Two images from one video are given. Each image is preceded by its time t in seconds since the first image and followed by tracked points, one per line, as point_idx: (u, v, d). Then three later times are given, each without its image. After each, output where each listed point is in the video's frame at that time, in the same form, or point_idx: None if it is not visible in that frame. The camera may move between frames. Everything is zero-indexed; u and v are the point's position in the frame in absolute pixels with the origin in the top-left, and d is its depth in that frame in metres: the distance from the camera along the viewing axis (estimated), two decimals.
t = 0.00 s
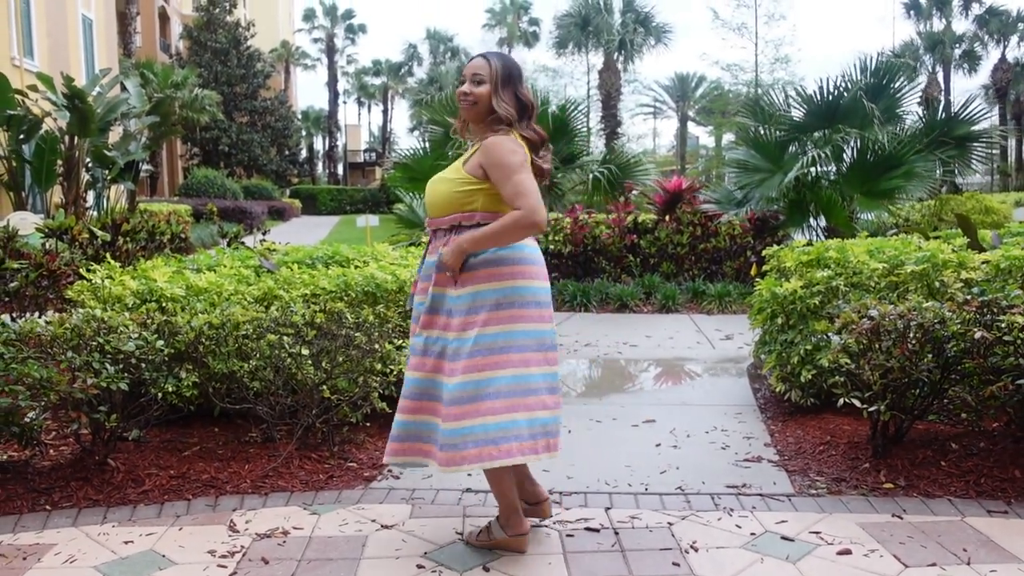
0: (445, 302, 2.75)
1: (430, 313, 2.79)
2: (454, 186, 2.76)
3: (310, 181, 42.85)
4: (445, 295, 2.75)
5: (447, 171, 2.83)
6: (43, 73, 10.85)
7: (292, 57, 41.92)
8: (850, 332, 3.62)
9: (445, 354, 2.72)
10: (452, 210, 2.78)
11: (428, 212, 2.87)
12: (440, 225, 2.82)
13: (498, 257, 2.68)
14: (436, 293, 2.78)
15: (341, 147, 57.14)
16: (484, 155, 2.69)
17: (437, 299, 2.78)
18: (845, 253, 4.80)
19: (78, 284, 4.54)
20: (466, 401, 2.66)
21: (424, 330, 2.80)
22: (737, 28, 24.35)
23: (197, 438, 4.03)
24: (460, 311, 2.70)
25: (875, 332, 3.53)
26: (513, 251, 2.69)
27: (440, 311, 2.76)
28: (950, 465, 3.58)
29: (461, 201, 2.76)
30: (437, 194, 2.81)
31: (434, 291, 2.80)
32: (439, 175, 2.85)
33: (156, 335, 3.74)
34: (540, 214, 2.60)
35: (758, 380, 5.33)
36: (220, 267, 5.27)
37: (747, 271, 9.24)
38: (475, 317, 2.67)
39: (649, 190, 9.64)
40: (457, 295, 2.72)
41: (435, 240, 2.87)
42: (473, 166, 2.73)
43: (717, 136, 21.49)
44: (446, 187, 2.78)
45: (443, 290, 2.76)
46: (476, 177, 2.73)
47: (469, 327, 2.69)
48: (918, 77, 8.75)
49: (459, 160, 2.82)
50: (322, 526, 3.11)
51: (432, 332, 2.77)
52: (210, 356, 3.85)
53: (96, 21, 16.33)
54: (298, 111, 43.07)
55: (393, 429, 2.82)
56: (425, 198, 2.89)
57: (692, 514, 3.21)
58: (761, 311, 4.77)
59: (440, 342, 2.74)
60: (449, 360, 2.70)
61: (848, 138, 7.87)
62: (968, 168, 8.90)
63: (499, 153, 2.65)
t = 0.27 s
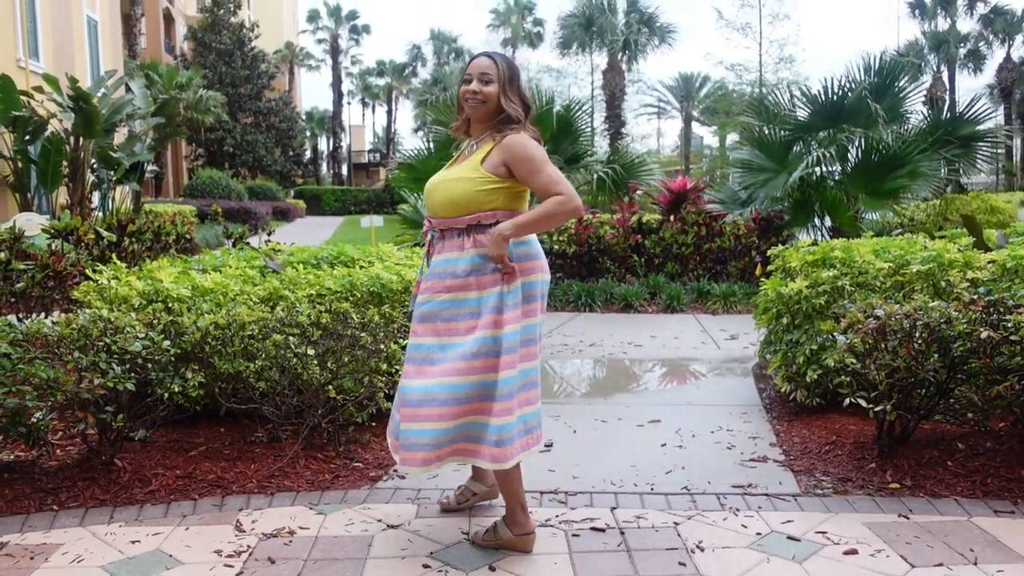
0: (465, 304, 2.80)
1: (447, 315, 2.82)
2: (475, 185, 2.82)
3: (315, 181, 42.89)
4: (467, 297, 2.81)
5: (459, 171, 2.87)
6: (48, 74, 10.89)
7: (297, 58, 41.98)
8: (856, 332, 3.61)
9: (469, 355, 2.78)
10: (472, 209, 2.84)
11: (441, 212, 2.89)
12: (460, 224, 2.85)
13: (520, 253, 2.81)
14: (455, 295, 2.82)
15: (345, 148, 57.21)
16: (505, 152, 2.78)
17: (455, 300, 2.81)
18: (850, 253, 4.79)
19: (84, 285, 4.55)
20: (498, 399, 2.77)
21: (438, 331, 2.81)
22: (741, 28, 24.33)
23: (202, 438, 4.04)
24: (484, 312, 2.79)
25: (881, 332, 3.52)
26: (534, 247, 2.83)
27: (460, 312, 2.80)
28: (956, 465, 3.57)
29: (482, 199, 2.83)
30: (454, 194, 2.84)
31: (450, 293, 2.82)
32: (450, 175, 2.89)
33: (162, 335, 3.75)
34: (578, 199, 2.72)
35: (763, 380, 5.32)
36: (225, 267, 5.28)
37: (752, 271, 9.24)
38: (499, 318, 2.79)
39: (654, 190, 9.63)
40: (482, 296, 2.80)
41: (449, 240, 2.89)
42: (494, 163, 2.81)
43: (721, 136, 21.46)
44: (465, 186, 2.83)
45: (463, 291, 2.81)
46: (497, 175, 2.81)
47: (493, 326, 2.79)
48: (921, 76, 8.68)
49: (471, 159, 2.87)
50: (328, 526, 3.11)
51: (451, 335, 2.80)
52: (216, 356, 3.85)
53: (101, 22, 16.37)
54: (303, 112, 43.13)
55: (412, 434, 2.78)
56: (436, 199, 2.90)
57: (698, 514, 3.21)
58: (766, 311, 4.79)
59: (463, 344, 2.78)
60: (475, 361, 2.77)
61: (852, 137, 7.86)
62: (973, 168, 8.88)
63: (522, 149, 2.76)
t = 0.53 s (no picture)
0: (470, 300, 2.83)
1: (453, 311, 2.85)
2: (484, 185, 2.87)
3: (320, 182, 42.96)
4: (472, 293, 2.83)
5: (465, 171, 2.90)
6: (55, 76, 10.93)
7: (302, 58, 42.05)
8: (863, 332, 3.59)
9: (475, 350, 2.79)
10: (479, 209, 2.88)
11: (446, 211, 2.91)
12: (467, 223, 2.90)
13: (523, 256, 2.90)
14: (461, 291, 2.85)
15: (351, 148, 57.29)
16: (513, 154, 2.85)
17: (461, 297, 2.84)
18: (857, 252, 4.78)
19: (91, 285, 4.57)
20: (503, 392, 2.77)
21: (446, 328, 2.84)
22: (746, 28, 24.30)
23: (209, 438, 4.05)
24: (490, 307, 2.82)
25: (887, 332, 3.50)
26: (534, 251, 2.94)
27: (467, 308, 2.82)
28: (964, 465, 3.56)
29: (490, 199, 2.88)
30: (462, 193, 2.88)
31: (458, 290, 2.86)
32: (455, 174, 2.91)
33: (170, 335, 3.75)
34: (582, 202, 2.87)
35: (769, 379, 5.31)
36: (231, 267, 5.29)
37: (757, 270, 9.22)
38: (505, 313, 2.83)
39: (659, 189, 9.61)
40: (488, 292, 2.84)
41: (455, 237, 2.92)
42: (502, 164, 2.87)
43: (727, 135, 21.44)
44: (473, 186, 2.87)
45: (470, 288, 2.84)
46: (505, 175, 2.88)
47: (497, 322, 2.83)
48: (928, 75, 8.68)
49: (476, 160, 2.92)
50: (335, 526, 3.12)
51: (457, 330, 2.82)
52: (222, 357, 3.85)
53: (107, 23, 16.43)
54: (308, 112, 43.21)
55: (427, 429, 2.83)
56: (441, 197, 2.92)
57: (705, 514, 3.20)
58: (772, 311, 4.78)
59: (471, 340, 2.80)
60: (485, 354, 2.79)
61: (859, 136, 7.84)
62: (979, 167, 8.84)
63: (531, 152, 2.84)
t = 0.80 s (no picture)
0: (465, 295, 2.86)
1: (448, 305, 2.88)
2: (490, 186, 2.92)
3: (327, 182, 43.01)
4: (467, 288, 2.87)
5: (471, 172, 2.97)
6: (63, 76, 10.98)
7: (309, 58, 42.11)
8: (872, 330, 3.57)
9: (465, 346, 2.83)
10: (487, 209, 2.94)
11: (456, 212, 2.98)
12: (475, 224, 2.95)
13: (522, 262, 2.97)
14: (457, 287, 2.88)
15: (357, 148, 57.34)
16: (517, 155, 2.91)
17: (456, 292, 2.87)
18: (866, 251, 4.77)
19: (100, 285, 4.59)
20: (492, 385, 2.78)
21: (440, 322, 2.89)
22: (753, 26, 24.25)
23: (218, 438, 4.06)
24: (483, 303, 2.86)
25: (897, 330, 3.50)
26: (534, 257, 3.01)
27: (461, 303, 2.86)
28: (975, 463, 3.54)
29: (496, 201, 2.93)
30: (469, 194, 2.94)
31: (454, 286, 2.89)
32: (462, 176, 2.97)
33: (178, 335, 3.76)
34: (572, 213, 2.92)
35: (778, 378, 5.29)
36: (239, 267, 5.31)
37: (766, 269, 9.19)
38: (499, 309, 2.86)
39: (667, 188, 9.59)
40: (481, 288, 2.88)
41: (461, 238, 2.99)
42: (506, 168, 2.93)
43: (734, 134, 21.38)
44: (480, 186, 2.93)
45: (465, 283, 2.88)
46: (510, 177, 2.93)
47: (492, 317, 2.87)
48: (937, 73, 8.62)
49: (482, 162, 2.98)
50: (345, 524, 3.12)
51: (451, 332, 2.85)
52: (231, 356, 3.86)
53: (115, 23, 16.48)
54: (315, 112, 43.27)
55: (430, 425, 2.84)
56: (449, 198, 2.99)
57: (714, 513, 3.20)
58: (780, 309, 4.79)
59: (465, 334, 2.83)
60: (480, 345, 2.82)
61: (867, 133, 7.81)
62: (989, 164, 8.79)
63: (534, 153, 2.90)
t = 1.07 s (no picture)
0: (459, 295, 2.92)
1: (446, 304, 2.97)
2: (500, 185, 2.92)
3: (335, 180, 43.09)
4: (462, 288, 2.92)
5: (480, 172, 2.97)
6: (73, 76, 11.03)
7: (317, 57, 42.15)
8: (881, 328, 3.56)
9: (455, 343, 2.89)
10: (497, 208, 2.93)
11: (466, 211, 2.98)
12: (485, 223, 2.95)
13: (527, 263, 2.96)
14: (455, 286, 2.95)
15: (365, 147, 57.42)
16: (524, 155, 2.91)
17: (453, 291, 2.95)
18: (875, 248, 4.75)
19: (110, 284, 4.61)
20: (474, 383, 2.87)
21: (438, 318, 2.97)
22: (762, 23, 24.15)
23: (227, 436, 4.07)
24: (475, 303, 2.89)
25: (907, 328, 3.47)
26: (542, 257, 3.01)
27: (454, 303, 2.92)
28: (985, 462, 3.52)
29: (503, 201, 2.93)
30: (479, 193, 2.94)
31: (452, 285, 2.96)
32: (472, 175, 2.98)
33: (187, 333, 3.77)
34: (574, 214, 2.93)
35: (787, 376, 5.28)
36: (248, 265, 5.32)
37: (774, 267, 9.16)
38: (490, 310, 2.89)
39: (675, 186, 9.57)
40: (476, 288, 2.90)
41: (470, 236, 2.99)
42: (513, 168, 2.93)
43: (743, 131, 21.31)
44: (489, 185, 2.93)
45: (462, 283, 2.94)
46: (518, 176, 2.93)
47: (485, 316, 2.90)
48: (946, 70, 8.56)
49: (491, 162, 2.98)
50: (353, 522, 3.13)
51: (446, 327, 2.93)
52: (239, 353, 3.88)
53: (124, 23, 16.54)
54: (323, 111, 43.34)
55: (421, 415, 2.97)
56: (460, 198, 2.99)
57: (723, 511, 3.19)
58: (789, 307, 4.77)
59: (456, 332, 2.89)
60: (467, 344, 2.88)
61: (876, 130, 7.80)
62: (998, 162, 8.73)
63: (541, 152, 2.89)
